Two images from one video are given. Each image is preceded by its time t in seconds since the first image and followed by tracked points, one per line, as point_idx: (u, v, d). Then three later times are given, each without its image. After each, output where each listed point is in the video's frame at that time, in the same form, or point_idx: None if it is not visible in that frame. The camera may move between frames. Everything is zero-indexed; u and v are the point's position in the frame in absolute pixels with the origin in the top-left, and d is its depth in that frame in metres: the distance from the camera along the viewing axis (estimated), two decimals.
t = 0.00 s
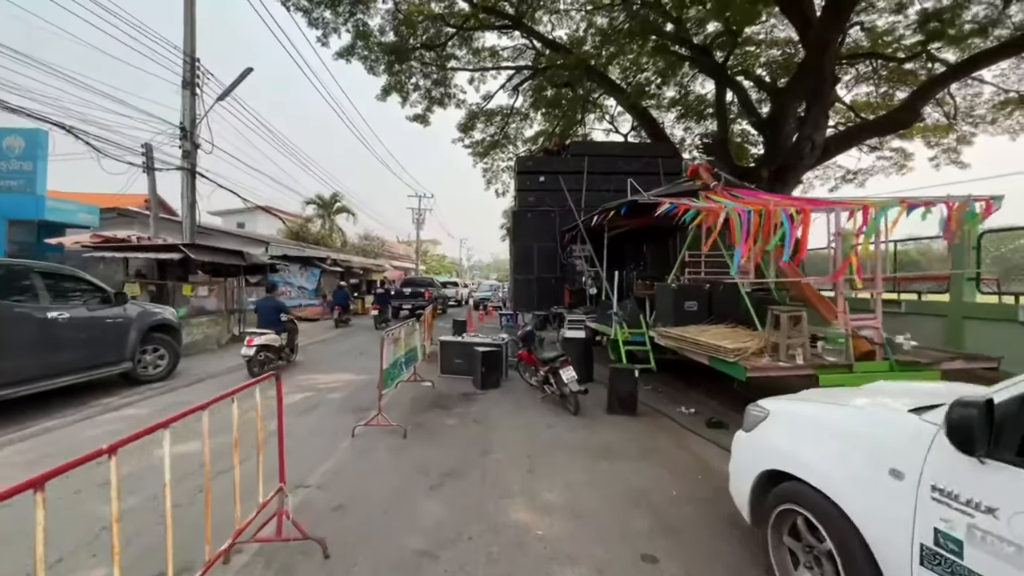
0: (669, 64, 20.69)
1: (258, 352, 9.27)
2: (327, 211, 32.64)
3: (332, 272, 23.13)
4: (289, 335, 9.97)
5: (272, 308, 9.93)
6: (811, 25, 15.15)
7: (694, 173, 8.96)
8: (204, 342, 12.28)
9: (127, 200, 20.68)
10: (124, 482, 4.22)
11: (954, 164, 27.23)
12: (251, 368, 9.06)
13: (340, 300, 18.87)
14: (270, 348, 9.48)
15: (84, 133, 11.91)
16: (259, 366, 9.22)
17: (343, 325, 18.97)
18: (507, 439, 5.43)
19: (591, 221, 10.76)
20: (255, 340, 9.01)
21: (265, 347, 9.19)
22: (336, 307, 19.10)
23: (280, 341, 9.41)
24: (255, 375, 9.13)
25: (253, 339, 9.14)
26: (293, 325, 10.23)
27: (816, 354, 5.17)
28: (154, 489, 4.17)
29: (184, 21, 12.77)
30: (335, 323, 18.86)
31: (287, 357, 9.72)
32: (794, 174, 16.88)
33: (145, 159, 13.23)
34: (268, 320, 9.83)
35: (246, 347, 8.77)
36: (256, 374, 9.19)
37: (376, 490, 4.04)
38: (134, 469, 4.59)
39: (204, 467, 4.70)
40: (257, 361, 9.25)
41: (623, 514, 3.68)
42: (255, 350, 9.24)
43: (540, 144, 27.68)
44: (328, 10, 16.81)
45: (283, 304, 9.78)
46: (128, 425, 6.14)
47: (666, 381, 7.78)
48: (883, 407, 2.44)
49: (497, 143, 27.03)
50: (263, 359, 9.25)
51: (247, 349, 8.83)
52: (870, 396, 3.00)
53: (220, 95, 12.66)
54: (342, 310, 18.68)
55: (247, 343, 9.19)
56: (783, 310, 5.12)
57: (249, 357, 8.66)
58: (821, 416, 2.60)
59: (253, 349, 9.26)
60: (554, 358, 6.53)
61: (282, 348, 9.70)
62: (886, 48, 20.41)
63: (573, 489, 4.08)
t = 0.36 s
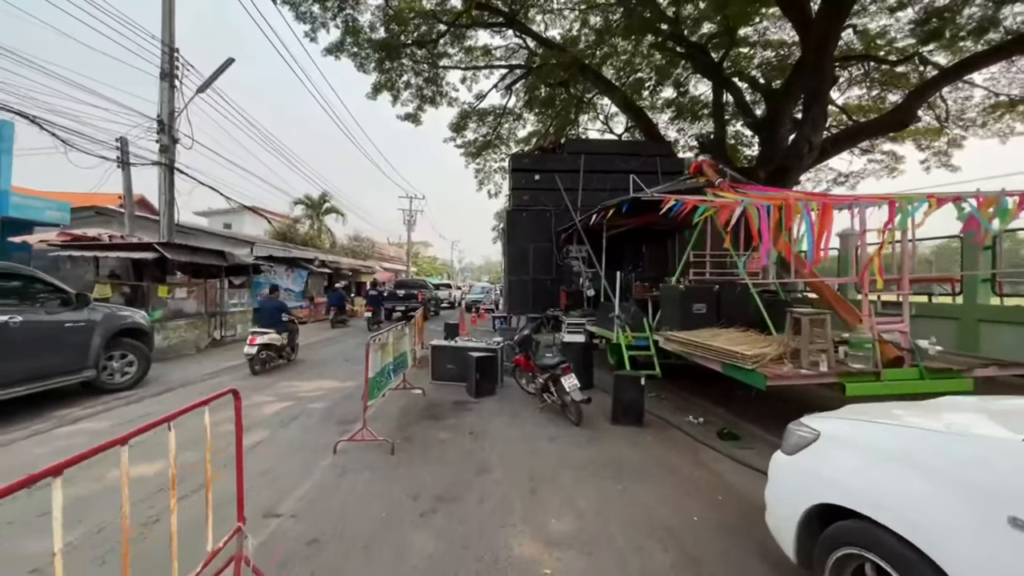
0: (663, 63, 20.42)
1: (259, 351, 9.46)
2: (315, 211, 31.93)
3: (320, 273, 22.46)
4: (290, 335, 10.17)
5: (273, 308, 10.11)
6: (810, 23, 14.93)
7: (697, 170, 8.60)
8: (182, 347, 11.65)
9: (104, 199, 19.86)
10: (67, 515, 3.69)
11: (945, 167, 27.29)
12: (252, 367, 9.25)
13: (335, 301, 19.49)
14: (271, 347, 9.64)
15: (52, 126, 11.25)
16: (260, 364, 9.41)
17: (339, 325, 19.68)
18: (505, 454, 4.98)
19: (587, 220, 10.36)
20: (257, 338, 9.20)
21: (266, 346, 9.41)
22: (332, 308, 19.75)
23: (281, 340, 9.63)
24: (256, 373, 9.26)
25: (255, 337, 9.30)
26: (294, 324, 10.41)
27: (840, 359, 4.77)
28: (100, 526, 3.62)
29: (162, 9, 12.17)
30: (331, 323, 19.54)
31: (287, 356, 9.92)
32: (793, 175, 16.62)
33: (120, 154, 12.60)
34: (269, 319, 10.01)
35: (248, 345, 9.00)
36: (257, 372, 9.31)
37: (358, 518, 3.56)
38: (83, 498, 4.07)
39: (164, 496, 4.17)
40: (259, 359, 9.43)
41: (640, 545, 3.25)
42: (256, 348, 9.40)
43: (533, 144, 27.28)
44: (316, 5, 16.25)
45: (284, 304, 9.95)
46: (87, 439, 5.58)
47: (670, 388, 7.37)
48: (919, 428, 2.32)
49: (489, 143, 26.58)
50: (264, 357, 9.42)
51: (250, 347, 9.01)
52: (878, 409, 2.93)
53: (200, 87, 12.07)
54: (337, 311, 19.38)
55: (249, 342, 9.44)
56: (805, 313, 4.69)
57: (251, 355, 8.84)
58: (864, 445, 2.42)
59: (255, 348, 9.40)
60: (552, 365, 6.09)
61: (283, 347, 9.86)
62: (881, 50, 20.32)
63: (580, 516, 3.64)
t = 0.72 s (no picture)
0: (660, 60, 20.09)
1: (262, 349, 9.80)
2: (304, 211, 31.22)
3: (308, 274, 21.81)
4: (292, 335, 10.51)
5: (277, 309, 10.47)
6: (810, 19, 14.61)
7: (702, 166, 8.20)
8: (158, 352, 11.03)
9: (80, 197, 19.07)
10: None
11: (938, 168, 27.22)
12: (255, 365, 9.61)
13: (332, 302, 19.84)
14: (274, 345, 9.97)
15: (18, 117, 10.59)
16: (263, 362, 9.75)
17: (337, 325, 20.08)
18: (504, 473, 4.51)
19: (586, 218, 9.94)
20: (260, 338, 9.54)
21: (269, 345, 9.77)
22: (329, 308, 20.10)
23: (284, 340, 10.00)
24: (258, 371, 9.57)
25: (259, 335, 9.65)
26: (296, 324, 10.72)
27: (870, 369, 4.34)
28: (32, 568, 3.09)
29: None
30: (329, 323, 19.97)
31: (290, 355, 10.28)
32: (792, 175, 16.31)
33: (93, 148, 11.95)
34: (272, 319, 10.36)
35: (251, 344, 9.36)
36: (260, 370, 9.65)
37: (337, 556, 3.08)
38: (14, 533, 3.51)
39: (110, 528, 3.60)
40: (261, 357, 9.77)
41: None
42: (259, 347, 9.72)
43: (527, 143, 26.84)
44: None
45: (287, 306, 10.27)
46: (37, 459, 5.01)
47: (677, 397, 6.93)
48: (992, 458, 1.98)
49: (482, 142, 26.09)
50: (266, 356, 9.74)
51: (252, 346, 9.33)
52: (922, 433, 2.60)
53: (178, 77, 11.45)
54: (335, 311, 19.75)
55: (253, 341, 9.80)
56: (833, 319, 4.26)
57: (252, 354, 9.18)
58: (943, 486, 2.00)
59: (257, 347, 9.71)
60: (553, 373, 5.62)
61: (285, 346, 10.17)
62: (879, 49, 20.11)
63: (591, 553, 3.16)
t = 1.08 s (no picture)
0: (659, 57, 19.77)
1: (269, 345, 10.19)
2: (296, 209, 30.69)
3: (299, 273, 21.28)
4: (298, 332, 10.92)
5: (283, 307, 10.90)
6: (813, 14, 14.30)
7: (710, 160, 7.86)
8: (139, 354, 10.53)
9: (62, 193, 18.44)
10: None
11: (934, 169, 27.13)
12: (262, 361, 10.05)
13: (331, 301, 20.20)
14: (280, 342, 10.35)
15: None
16: (270, 358, 10.18)
17: (337, 324, 20.49)
18: (508, 489, 4.12)
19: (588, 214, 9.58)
20: (266, 334, 9.97)
21: (275, 342, 10.19)
22: (329, 307, 20.46)
23: (289, 336, 10.41)
24: (266, 367, 10.02)
25: (266, 332, 10.06)
26: (302, 322, 11.08)
27: (906, 374, 3.99)
28: None
29: None
30: (329, 321, 20.31)
31: (295, 351, 10.68)
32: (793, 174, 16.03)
33: (72, 140, 11.41)
34: (279, 316, 10.78)
35: (257, 341, 9.79)
36: (267, 365, 10.09)
37: None
38: None
39: (66, 557, 3.15)
40: (268, 353, 10.18)
41: None
42: (266, 343, 10.12)
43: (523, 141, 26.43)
44: None
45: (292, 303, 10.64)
46: None
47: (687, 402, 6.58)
48: None
49: (477, 140, 25.68)
50: (273, 352, 10.14)
51: (259, 342, 9.74)
52: (994, 453, 2.26)
53: (161, 66, 10.93)
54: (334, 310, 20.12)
55: (259, 338, 10.21)
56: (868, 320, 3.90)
57: (259, 349, 9.62)
58: None
59: (264, 343, 10.09)
60: (558, 378, 5.24)
61: (291, 343, 10.56)
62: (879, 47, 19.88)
63: None
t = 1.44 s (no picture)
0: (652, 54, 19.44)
1: (269, 344, 10.66)
2: (281, 207, 29.92)
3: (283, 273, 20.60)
4: (297, 331, 11.41)
5: (282, 307, 11.34)
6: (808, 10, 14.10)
7: (712, 154, 7.55)
8: (107, 359, 9.92)
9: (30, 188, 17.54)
10: None
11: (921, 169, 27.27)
12: (262, 359, 10.52)
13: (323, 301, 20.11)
14: (280, 341, 10.83)
15: None
16: (270, 356, 10.64)
17: (328, 323, 20.49)
18: (505, 512, 3.70)
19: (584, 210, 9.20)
20: (266, 334, 10.39)
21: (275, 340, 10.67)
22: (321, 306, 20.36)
23: (288, 335, 10.89)
24: (266, 364, 10.50)
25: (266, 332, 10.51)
26: (301, 320, 11.53)
27: (937, 381, 3.65)
28: None
29: None
30: (321, 321, 20.34)
31: (294, 349, 11.14)
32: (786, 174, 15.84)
33: (36, 130, 10.72)
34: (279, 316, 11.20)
35: (258, 339, 10.25)
36: (267, 363, 10.57)
37: None
38: None
39: None
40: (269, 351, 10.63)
41: None
42: (266, 342, 10.59)
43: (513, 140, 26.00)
44: None
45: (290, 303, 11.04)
46: None
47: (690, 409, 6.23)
48: None
49: (467, 138, 25.20)
50: (273, 350, 10.58)
51: (260, 341, 10.17)
52: None
53: (132, 53, 10.31)
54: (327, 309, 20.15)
55: (260, 336, 10.68)
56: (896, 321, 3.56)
57: (259, 349, 10.05)
58: None
59: (264, 342, 10.52)
60: (559, 386, 4.80)
61: (290, 341, 11.04)
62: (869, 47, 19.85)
63: None
